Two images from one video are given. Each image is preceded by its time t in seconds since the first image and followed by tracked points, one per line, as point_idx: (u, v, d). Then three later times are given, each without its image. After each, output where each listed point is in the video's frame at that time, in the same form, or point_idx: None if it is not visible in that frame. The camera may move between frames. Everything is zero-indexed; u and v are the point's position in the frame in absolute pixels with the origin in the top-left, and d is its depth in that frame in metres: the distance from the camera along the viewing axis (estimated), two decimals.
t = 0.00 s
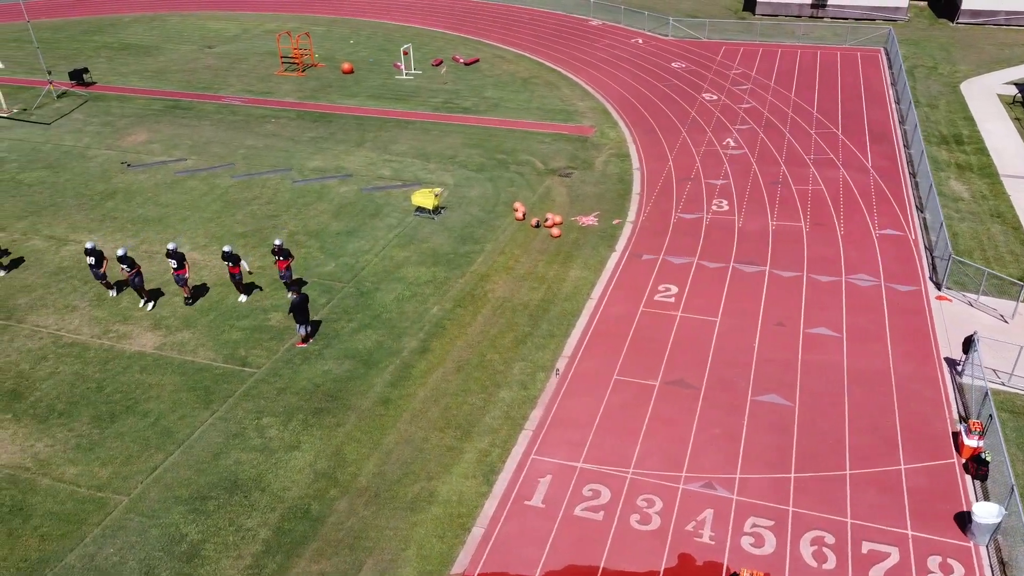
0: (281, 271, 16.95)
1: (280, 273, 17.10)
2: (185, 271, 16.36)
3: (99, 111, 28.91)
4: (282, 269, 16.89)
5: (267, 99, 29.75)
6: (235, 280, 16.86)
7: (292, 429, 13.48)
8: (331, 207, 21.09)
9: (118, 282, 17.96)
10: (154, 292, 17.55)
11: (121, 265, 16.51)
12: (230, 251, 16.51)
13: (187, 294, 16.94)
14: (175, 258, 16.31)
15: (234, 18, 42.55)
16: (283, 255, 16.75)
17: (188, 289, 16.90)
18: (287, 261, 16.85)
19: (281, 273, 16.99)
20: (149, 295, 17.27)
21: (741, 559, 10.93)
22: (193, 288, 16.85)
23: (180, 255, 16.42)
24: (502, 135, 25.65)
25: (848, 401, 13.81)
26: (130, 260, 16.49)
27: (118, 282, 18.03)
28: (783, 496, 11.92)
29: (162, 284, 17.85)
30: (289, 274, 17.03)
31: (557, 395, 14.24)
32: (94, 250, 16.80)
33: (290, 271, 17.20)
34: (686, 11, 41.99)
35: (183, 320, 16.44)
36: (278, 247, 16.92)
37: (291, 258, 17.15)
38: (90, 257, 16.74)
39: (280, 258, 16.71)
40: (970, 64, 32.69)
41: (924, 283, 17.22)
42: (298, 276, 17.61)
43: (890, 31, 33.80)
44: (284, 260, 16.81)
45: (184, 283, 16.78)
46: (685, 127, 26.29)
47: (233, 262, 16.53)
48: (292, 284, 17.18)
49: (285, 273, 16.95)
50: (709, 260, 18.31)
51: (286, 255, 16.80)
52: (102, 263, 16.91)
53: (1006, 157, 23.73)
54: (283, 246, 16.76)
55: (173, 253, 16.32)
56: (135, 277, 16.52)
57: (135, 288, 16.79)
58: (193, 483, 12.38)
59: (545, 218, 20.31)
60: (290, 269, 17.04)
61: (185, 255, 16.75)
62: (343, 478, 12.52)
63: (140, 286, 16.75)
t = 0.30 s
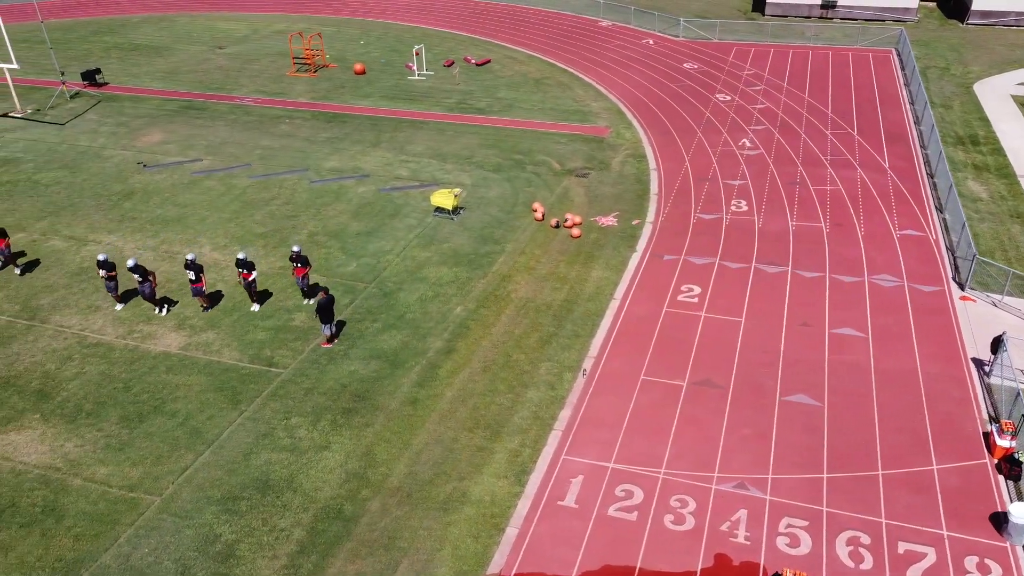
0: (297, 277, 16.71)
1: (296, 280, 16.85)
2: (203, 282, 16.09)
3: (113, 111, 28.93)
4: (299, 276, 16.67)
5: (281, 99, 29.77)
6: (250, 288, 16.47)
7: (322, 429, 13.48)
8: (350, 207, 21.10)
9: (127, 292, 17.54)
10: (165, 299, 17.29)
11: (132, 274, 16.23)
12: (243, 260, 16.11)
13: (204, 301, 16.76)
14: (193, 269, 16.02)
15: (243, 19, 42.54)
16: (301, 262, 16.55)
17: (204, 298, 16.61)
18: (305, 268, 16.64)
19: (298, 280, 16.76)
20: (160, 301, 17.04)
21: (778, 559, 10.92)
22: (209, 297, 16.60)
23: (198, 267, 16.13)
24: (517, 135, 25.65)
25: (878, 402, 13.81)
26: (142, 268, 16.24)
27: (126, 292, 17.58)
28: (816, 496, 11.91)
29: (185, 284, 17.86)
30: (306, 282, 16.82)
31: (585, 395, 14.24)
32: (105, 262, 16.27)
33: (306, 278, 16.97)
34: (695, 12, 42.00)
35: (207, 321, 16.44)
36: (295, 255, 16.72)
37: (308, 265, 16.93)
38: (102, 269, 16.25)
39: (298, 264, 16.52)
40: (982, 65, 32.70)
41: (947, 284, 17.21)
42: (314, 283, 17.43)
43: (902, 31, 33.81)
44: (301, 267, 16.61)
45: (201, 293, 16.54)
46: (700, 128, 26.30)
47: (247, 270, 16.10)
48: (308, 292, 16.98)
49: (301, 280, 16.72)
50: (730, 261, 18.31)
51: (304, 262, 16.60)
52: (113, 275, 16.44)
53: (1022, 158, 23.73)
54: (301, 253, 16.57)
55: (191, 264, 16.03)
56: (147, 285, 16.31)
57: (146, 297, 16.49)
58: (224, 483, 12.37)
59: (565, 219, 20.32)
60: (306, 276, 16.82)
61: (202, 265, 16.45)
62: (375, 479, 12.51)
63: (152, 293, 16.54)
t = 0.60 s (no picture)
0: (314, 279, 16.37)
1: (314, 283, 16.50)
2: (220, 284, 15.78)
3: (127, 112, 28.91)
4: (316, 277, 16.35)
5: (295, 99, 29.77)
6: (263, 295, 16.11)
7: (352, 429, 13.47)
8: (369, 207, 21.10)
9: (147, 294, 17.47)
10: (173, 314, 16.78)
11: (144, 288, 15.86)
12: (259, 265, 15.77)
13: (219, 306, 16.44)
14: (210, 271, 15.73)
15: (252, 19, 42.54)
16: (318, 263, 16.22)
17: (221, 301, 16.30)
18: (321, 269, 16.33)
19: (315, 282, 16.43)
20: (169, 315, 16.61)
21: (816, 559, 10.90)
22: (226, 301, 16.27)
23: (214, 268, 15.84)
24: (533, 136, 25.66)
25: (907, 402, 13.79)
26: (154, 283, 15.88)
27: (138, 299, 17.42)
28: (851, 496, 11.90)
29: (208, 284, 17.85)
30: (323, 284, 16.46)
31: (613, 395, 14.23)
32: (118, 267, 16.09)
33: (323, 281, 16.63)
34: (705, 13, 42.01)
35: (232, 321, 16.41)
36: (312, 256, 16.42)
37: (325, 267, 16.59)
38: (115, 274, 16.06)
39: (314, 265, 16.19)
40: (994, 65, 32.71)
41: (971, 284, 17.20)
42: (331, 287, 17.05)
43: (915, 32, 33.81)
44: (318, 268, 16.31)
45: (217, 296, 16.23)
46: (715, 128, 26.30)
47: (261, 277, 15.75)
48: (325, 295, 16.59)
49: (319, 283, 16.37)
50: (753, 261, 18.30)
51: (321, 263, 16.29)
52: (126, 280, 16.24)
53: None
54: (318, 253, 16.28)
55: (207, 266, 15.75)
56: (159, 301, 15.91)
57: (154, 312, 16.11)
58: (257, 484, 12.35)
59: (585, 219, 20.33)
60: (323, 278, 16.48)
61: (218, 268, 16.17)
62: (407, 478, 12.50)
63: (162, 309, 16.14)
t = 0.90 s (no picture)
0: (333, 284, 16.33)
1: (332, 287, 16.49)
2: (238, 290, 15.67)
3: (141, 112, 28.94)
4: (334, 283, 16.28)
5: (309, 100, 29.77)
6: (279, 303, 15.98)
7: (383, 429, 13.45)
8: (389, 208, 21.11)
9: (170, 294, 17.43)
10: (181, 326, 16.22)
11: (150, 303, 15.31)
12: (275, 274, 15.61)
13: (241, 310, 16.40)
14: (228, 277, 15.61)
15: (262, 20, 42.52)
16: (336, 269, 16.15)
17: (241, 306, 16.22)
18: (339, 275, 16.25)
19: (333, 287, 16.38)
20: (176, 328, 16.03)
21: (855, 558, 10.89)
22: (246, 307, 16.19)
23: (233, 273, 15.73)
24: (550, 136, 25.66)
25: (938, 402, 13.78)
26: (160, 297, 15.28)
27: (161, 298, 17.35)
28: (887, 495, 11.89)
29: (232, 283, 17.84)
30: (341, 289, 16.44)
31: (643, 395, 14.22)
32: (130, 278, 15.89)
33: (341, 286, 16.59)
34: (715, 14, 42.02)
35: (257, 321, 16.40)
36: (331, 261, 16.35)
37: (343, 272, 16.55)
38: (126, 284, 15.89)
39: (333, 271, 16.13)
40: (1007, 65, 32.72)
41: (996, 284, 17.17)
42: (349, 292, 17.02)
43: (928, 32, 33.78)
44: (336, 274, 16.22)
45: (235, 301, 16.03)
46: (731, 128, 26.29)
47: (277, 284, 15.62)
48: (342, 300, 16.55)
49: (337, 287, 16.36)
50: (776, 261, 18.28)
51: (339, 268, 16.21)
52: (138, 290, 16.10)
53: None
54: (336, 259, 16.19)
55: (225, 271, 15.63)
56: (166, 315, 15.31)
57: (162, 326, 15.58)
58: (291, 483, 12.34)
59: (605, 219, 20.34)
60: (341, 283, 16.45)
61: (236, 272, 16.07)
62: (441, 478, 12.48)
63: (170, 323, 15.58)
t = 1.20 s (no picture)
0: (352, 291, 16.02)
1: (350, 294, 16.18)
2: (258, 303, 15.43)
3: (156, 112, 28.95)
4: (354, 289, 15.98)
5: (324, 100, 29.80)
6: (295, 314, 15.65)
7: (414, 428, 13.45)
8: (409, 207, 21.12)
9: (194, 294, 17.42)
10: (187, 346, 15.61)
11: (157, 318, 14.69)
12: (289, 287, 15.20)
13: (258, 319, 16.02)
14: (247, 290, 15.36)
15: (272, 20, 42.55)
16: (357, 275, 15.83)
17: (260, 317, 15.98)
18: (360, 281, 15.94)
19: (353, 294, 16.06)
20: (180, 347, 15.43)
21: (893, 557, 10.89)
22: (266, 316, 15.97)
23: (253, 287, 15.50)
24: (566, 136, 25.68)
25: (969, 401, 13.78)
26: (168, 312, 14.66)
27: (186, 297, 17.35)
28: (922, 494, 11.89)
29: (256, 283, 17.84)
30: (360, 295, 16.13)
31: (673, 394, 14.22)
32: (144, 295, 15.25)
33: (360, 292, 16.28)
34: (725, 14, 42.06)
35: (283, 321, 16.40)
36: (350, 268, 15.98)
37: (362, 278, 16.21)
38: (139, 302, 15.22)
39: (354, 278, 15.80)
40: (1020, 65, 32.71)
41: (1020, 283, 17.16)
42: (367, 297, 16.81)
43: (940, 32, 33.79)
44: (355, 281, 15.89)
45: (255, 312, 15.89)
46: (747, 128, 26.31)
47: (292, 298, 15.24)
48: (360, 305, 16.31)
49: (355, 294, 16.04)
50: (799, 260, 18.28)
51: (359, 275, 15.87)
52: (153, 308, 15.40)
53: None
54: (356, 266, 15.82)
55: (246, 284, 15.39)
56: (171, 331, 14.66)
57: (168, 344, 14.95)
58: (325, 483, 12.33)
59: (625, 218, 20.35)
60: (360, 289, 16.13)
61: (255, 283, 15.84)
62: (475, 477, 12.47)
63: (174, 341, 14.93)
